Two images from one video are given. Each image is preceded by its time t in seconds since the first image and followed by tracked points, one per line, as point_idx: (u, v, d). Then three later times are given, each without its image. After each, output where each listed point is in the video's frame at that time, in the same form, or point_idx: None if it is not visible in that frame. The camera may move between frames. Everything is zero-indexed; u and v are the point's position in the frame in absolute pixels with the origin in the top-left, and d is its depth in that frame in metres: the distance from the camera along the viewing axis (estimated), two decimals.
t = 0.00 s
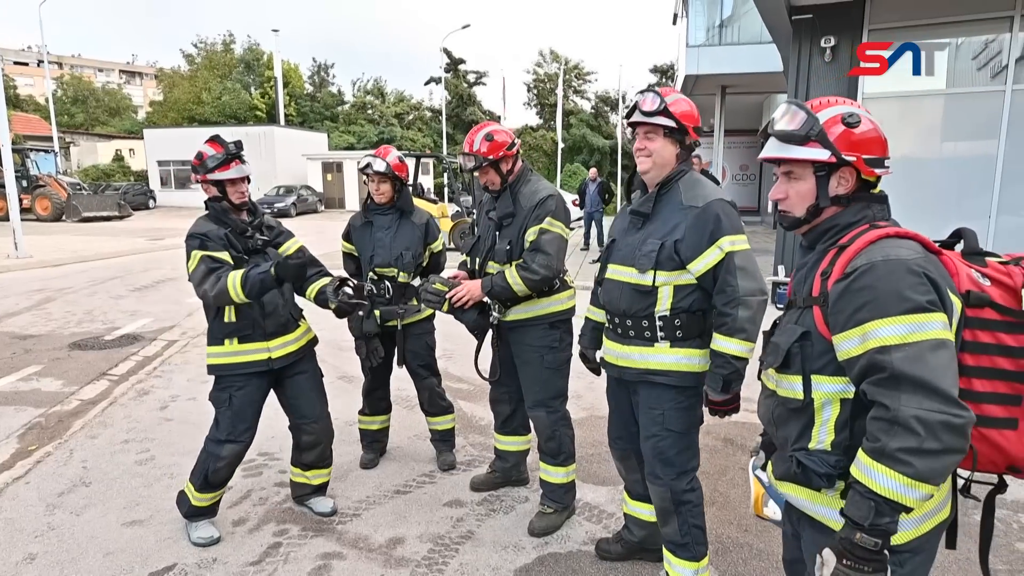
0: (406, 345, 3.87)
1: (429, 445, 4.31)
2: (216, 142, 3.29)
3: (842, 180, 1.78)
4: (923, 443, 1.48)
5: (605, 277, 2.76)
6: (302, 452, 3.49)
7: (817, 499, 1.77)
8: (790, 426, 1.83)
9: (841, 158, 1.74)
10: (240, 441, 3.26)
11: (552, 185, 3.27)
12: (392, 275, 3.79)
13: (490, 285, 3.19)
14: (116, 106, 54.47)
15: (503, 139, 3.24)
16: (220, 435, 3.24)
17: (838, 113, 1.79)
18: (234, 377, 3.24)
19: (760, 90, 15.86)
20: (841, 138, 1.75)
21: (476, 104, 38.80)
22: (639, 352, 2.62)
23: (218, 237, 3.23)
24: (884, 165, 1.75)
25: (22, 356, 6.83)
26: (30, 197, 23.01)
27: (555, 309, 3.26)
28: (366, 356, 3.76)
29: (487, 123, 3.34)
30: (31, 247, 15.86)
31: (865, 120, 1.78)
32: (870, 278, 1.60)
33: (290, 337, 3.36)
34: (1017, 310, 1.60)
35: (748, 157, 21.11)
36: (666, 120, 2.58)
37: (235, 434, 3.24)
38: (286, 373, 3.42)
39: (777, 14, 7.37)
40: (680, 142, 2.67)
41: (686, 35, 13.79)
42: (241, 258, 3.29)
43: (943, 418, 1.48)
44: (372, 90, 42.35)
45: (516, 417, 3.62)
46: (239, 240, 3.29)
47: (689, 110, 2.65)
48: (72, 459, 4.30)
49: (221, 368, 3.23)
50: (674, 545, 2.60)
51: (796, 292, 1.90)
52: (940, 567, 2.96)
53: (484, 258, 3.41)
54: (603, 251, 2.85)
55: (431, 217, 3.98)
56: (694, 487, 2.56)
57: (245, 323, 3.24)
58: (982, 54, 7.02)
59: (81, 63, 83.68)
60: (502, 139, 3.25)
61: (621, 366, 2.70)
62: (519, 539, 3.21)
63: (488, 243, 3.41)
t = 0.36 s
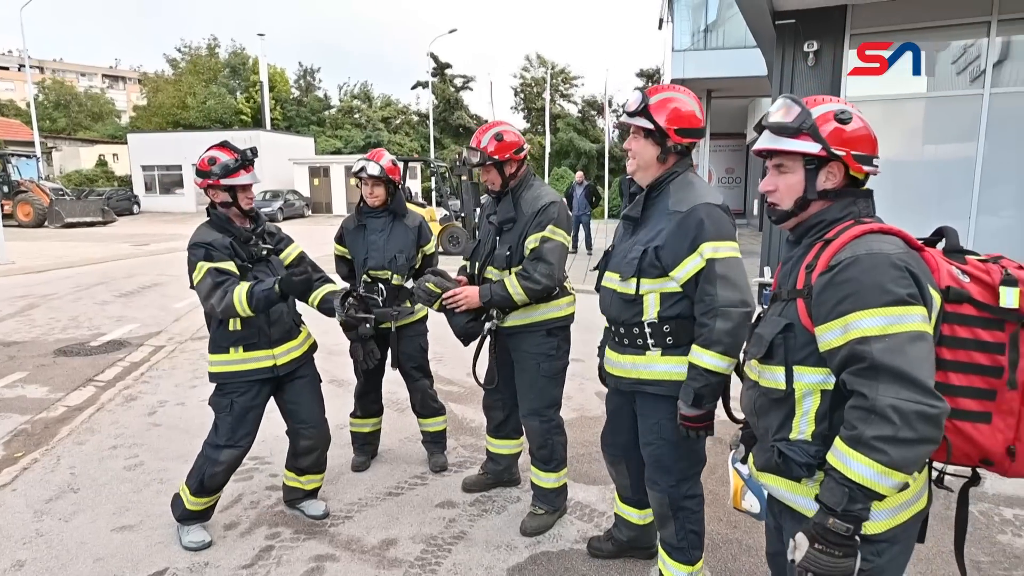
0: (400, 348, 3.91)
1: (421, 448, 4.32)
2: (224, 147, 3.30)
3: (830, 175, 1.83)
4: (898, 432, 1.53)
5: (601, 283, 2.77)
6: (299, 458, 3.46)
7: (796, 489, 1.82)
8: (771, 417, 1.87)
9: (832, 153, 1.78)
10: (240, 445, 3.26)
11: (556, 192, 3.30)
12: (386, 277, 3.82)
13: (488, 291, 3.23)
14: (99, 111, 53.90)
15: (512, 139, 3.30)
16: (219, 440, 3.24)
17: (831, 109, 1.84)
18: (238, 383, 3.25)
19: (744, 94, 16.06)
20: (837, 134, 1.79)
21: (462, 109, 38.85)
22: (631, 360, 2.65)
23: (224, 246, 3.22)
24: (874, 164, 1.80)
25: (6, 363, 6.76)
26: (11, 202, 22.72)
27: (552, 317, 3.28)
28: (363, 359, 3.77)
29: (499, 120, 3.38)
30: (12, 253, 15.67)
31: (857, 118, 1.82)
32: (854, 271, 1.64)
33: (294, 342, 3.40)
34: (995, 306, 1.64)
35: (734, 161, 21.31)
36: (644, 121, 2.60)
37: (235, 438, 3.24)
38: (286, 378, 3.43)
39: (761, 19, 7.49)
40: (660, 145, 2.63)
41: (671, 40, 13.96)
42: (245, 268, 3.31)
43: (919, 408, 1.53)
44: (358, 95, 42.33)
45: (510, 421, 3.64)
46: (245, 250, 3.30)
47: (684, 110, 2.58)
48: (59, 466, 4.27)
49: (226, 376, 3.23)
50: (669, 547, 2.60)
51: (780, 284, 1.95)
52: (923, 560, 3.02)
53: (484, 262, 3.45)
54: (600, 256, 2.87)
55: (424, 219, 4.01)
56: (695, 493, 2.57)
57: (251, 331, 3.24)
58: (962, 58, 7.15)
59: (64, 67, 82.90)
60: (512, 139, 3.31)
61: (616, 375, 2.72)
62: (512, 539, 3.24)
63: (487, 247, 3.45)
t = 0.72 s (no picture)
0: (392, 353, 3.92)
1: (413, 453, 4.33)
2: (189, 143, 3.29)
3: (797, 179, 1.86)
4: (859, 432, 1.57)
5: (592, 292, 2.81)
6: (274, 457, 3.49)
7: (776, 484, 1.85)
8: (753, 413, 1.92)
9: (793, 158, 1.82)
10: (205, 446, 3.24)
11: (555, 200, 3.33)
12: (377, 283, 3.83)
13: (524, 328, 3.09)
14: (84, 117, 53.50)
15: (515, 144, 3.33)
16: (184, 443, 3.22)
17: (799, 116, 1.88)
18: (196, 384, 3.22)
19: (731, 99, 16.21)
20: (797, 141, 1.82)
21: (451, 114, 38.90)
22: (621, 368, 2.70)
23: (184, 245, 3.17)
24: (841, 168, 1.80)
25: None
26: None
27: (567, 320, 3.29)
28: (355, 365, 3.80)
29: (505, 124, 3.42)
30: None
31: (823, 121, 1.84)
32: (827, 274, 1.67)
33: (252, 344, 3.39)
34: (972, 310, 1.67)
35: (721, 165, 21.47)
36: (616, 130, 2.64)
37: (198, 440, 3.22)
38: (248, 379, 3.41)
39: (747, 25, 7.64)
40: (636, 152, 2.66)
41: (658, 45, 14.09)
42: (206, 267, 3.25)
43: (880, 410, 1.56)
44: (346, 101, 42.31)
45: (506, 426, 3.67)
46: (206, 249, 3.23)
47: (662, 116, 2.62)
48: (48, 475, 4.23)
49: (182, 376, 3.20)
50: (664, 548, 2.62)
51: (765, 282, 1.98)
52: (911, 557, 3.07)
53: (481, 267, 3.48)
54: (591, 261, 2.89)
55: (415, 225, 4.04)
56: (689, 495, 2.59)
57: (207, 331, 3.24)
58: (942, 65, 7.25)
59: (48, 74, 82.16)
60: (514, 143, 3.35)
61: (613, 381, 2.76)
62: (505, 542, 3.25)
63: (484, 253, 3.48)
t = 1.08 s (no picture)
0: (390, 355, 3.94)
1: (412, 454, 4.35)
2: (156, 142, 3.30)
3: (792, 184, 1.89)
4: (849, 432, 1.60)
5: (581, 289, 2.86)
6: (250, 448, 3.62)
7: (768, 484, 1.88)
8: (748, 414, 1.95)
9: (787, 163, 1.85)
10: (191, 442, 3.29)
11: (552, 202, 3.42)
12: (376, 285, 3.86)
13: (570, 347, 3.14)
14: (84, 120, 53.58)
15: (524, 149, 3.37)
16: (170, 441, 3.25)
17: (795, 121, 1.90)
18: (177, 384, 3.25)
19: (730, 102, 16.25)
20: (791, 146, 1.85)
21: (450, 117, 38.95)
22: (606, 363, 2.72)
23: (156, 252, 3.18)
24: (835, 174, 1.82)
25: None
26: None
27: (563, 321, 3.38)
28: (353, 366, 3.82)
29: (510, 129, 3.44)
30: None
31: (818, 127, 1.87)
32: (817, 276, 1.70)
33: (226, 342, 3.48)
34: (961, 312, 1.69)
35: (720, 168, 21.51)
36: (617, 132, 2.66)
37: (184, 437, 3.27)
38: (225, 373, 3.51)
39: (745, 29, 7.68)
40: (636, 154, 2.69)
41: (657, 49, 14.14)
42: (181, 270, 3.29)
43: (869, 410, 1.59)
44: (346, 104, 42.43)
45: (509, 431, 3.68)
46: (180, 253, 3.27)
47: (659, 117, 2.65)
48: (49, 476, 4.25)
49: (162, 376, 3.23)
50: (652, 548, 2.64)
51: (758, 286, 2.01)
52: (908, 558, 3.09)
53: (477, 264, 3.49)
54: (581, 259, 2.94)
55: (414, 227, 4.07)
56: (670, 491, 2.61)
57: (188, 332, 3.28)
58: (942, 67, 7.27)
59: (48, 77, 82.30)
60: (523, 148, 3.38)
61: (596, 376, 2.79)
62: (503, 543, 3.27)
63: (481, 250, 3.49)
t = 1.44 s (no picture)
0: (395, 354, 3.97)
1: (415, 453, 4.38)
2: (171, 137, 3.36)
3: (796, 186, 1.90)
4: (858, 442, 1.61)
5: (579, 287, 2.88)
6: (238, 441, 3.72)
7: (770, 491, 1.90)
8: (746, 419, 1.97)
9: (791, 166, 1.86)
10: (196, 432, 3.34)
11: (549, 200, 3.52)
12: (381, 283, 3.89)
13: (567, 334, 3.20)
14: (93, 119, 53.95)
15: (517, 147, 3.45)
16: (175, 431, 3.31)
17: (800, 121, 1.91)
18: (183, 373, 3.33)
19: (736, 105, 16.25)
20: (796, 147, 1.86)
21: (457, 118, 39.02)
22: (598, 358, 2.74)
23: (167, 241, 3.24)
24: (840, 177, 1.83)
25: (3, 369, 6.78)
26: (5, 210, 22.74)
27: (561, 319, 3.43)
28: (358, 364, 3.86)
29: (502, 131, 3.53)
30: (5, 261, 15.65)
31: (825, 129, 1.88)
32: (823, 282, 1.71)
33: (234, 334, 3.53)
34: (966, 319, 1.70)
35: (726, 171, 21.48)
36: (621, 132, 2.68)
37: (190, 426, 3.32)
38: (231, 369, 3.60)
39: (753, 32, 7.70)
40: (640, 153, 2.72)
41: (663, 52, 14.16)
42: (190, 259, 3.34)
43: (877, 419, 1.60)
44: (353, 104, 42.60)
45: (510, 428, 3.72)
46: (190, 242, 3.32)
47: (660, 121, 2.66)
48: (58, 469, 4.30)
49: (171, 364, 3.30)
50: (647, 544, 2.66)
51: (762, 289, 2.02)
52: (910, 563, 3.10)
53: (480, 262, 3.50)
54: (579, 259, 2.97)
55: (419, 227, 4.10)
56: (661, 487, 2.64)
57: (195, 321, 3.35)
58: (952, 71, 7.26)
59: (58, 76, 82.94)
60: (516, 147, 3.47)
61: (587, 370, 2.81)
62: (505, 541, 3.29)
63: (484, 248, 3.52)
